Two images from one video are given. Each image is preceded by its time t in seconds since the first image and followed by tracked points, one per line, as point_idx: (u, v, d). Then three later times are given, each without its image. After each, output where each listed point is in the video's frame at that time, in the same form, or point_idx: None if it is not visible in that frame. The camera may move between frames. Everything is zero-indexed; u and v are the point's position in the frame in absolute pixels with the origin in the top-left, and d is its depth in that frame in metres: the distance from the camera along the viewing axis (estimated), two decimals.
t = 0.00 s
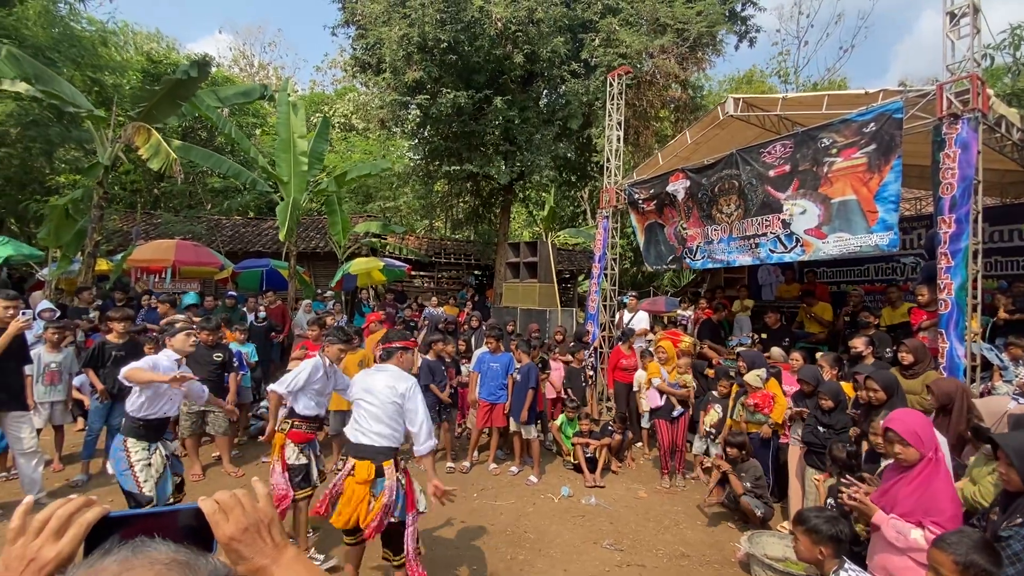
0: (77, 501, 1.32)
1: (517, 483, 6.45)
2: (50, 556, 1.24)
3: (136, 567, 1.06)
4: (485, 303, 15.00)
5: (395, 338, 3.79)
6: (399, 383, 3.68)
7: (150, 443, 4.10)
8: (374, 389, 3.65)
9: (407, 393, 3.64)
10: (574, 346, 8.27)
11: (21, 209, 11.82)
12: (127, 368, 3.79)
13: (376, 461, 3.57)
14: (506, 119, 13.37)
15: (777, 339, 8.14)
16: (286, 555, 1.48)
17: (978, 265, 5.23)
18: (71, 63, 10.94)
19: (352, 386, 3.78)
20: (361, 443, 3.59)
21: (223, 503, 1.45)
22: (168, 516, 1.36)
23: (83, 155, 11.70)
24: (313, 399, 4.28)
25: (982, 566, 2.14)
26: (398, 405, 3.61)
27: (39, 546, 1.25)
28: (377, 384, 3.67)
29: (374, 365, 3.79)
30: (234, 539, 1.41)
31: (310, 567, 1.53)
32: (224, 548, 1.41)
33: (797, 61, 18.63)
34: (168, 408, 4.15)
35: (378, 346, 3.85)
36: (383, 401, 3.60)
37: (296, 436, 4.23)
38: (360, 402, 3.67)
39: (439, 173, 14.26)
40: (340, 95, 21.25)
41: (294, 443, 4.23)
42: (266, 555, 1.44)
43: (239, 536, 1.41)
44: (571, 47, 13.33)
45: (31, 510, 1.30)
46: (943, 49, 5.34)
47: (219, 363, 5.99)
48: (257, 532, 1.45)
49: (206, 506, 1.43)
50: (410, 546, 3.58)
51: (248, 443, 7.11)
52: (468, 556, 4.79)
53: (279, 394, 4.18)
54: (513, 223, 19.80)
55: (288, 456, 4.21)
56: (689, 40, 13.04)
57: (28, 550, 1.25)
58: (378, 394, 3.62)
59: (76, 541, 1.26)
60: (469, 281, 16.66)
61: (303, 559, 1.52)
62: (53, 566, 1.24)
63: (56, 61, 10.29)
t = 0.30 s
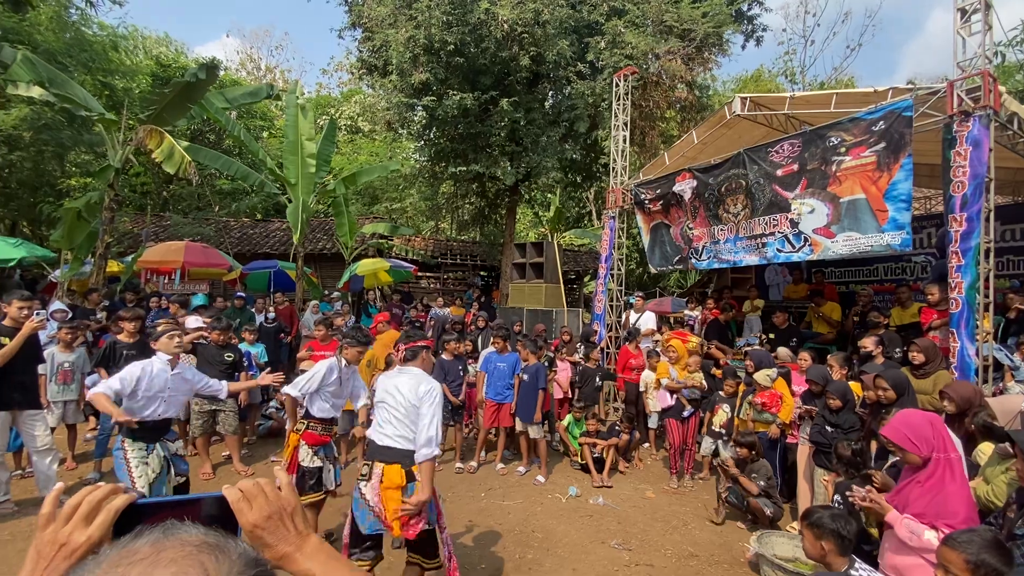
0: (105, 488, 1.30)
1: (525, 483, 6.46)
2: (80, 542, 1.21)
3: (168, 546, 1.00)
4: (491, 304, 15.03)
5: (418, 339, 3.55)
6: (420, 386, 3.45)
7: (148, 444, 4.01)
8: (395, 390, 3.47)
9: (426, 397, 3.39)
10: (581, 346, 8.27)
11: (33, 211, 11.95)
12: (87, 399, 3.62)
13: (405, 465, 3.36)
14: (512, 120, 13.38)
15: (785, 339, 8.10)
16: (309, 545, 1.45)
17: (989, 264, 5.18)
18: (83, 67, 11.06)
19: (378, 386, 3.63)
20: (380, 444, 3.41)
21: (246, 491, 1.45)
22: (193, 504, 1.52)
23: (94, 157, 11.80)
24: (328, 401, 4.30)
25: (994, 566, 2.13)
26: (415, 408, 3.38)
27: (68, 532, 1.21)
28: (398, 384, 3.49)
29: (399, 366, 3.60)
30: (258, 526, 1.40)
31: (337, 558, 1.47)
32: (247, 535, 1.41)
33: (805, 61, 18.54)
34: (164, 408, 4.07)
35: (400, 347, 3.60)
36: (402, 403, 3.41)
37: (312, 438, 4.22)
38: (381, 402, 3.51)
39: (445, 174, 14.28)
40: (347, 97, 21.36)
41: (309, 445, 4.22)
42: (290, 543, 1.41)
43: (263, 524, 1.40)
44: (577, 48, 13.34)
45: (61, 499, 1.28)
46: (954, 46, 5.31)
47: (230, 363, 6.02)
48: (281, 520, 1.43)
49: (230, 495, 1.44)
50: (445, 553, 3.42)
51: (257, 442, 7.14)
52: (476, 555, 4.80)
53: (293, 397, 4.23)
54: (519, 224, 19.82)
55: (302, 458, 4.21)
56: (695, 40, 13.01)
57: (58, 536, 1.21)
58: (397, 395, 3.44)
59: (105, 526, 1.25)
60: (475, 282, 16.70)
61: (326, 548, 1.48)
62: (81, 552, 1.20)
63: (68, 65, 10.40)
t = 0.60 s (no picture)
0: (137, 475, 1.25)
1: (535, 481, 6.46)
2: (114, 528, 1.16)
3: (211, 524, 0.94)
4: (499, 304, 15.06)
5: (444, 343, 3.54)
6: (452, 391, 3.45)
7: (130, 444, 4.12)
8: (426, 397, 3.43)
9: (460, 402, 3.41)
10: (590, 346, 8.26)
11: (50, 213, 12.12)
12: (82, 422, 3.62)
13: (426, 478, 3.29)
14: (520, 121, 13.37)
15: (797, 338, 8.05)
16: (335, 533, 1.36)
17: (1007, 262, 5.12)
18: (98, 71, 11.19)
19: (399, 395, 3.54)
20: (414, 456, 3.32)
21: (274, 480, 1.38)
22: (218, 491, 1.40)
23: (108, 160, 11.95)
24: (345, 405, 4.31)
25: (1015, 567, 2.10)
26: (451, 414, 3.37)
27: (102, 518, 1.17)
28: (428, 390, 3.46)
29: (422, 371, 3.56)
30: (285, 515, 1.32)
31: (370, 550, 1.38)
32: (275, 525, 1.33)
33: (816, 59, 18.37)
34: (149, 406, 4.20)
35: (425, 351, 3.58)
36: (438, 410, 3.38)
37: (332, 439, 4.25)
38: (410, 411, 3.43)
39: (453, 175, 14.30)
40: (356, 98, 21.47)
41: (329, 446, 4.25)
42: (316, 533, 1.33)
43: (289, 513, 1.33)
44: (585, 48, 13.32)
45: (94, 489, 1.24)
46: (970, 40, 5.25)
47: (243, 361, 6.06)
48: (308, 509, 1.35)
49: (257, 484, 1.37)
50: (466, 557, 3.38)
51: (269, 440, 7.20)
52: (488, 554, 4.81)
53: (312, 401, 4.23)
54: (527, 224, 19.84)
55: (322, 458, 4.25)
56: (705, 38, 12.94)
57: (93, 522, 1.16)
58: (432, 402, 3.40)
59: (139, 513, 1.20)
60: (484, 282, 16.74)
61: (354, 537, 1.39)
62: (116, 538, 1.15)
63: (83, 68, 10.52)
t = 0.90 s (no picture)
0: (176, 460, 1.26)
1: (548, 480, 6.46)
2: (155, 512, 1.17)
3: (260, 505, 0.87)
4: (511, 303, 15.08)
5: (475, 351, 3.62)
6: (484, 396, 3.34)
7: (125, 436, 4.22)
8: (459, 402, 3.32)
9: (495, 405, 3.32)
10: (603, 344, 8.24)
11: (70, 215, 12.32)
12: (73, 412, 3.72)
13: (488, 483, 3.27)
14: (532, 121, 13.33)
15: (813, 337, 7.97)
16: (367, 520, 1.36)
17: None
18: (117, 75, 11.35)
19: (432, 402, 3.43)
20: (457, 462, 3.23)
21: (306, 467, 1.37)
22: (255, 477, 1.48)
23: (126, 162, 12.11)
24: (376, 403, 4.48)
25: None
26: (488, 418, 3.26)
27: (143, 502, 1.17)
28: (461, 395, 3.35)
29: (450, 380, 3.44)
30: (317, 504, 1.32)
31: (405, 543, 1.36)
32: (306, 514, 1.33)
33: (831, 55, 18.16)
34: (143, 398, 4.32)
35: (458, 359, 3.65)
36: (473, 413, 3.26)
37: (360, 440, 4.28)
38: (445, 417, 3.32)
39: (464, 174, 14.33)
40: (368, 99, 21.59)
41: (357, 447, 4.25)
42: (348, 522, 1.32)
43: (321, 500, 1.32)
44: (597, 47, 13.28)
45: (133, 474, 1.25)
46: (994, 32, 5.15)
47: (259, 358, 6.09)
48: (340, 497, 1.34)
49: (289, 471, 1.36)
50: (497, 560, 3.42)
51: (285, 438, 7.27)
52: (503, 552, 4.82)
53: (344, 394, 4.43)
54: (538, 223, 19.84)
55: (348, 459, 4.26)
56: (719, 34, 12.83)
57: (133, 505, 1.16)
58: (466, 407, 3.28)
59: (178, 498, 1.21)
60: (495, 281, 16.77)
61: (384, 525, 1.39)
62: (156, 522, 1.16)
63: (102, 72, 10.68)
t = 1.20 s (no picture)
0: (216, 446, 1.24)
1: (563, 478, 6.45)
2: (196, 496, 1.18)
3: (308, 483, 0.92)
4: (524, 301, 15.08)
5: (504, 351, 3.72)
6: (522, 395, 3.25)
7: (129, 429, 4.24)
8: (495, 397, 3.20)
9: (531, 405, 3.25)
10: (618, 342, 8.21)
11: (92, 216, 12.54)
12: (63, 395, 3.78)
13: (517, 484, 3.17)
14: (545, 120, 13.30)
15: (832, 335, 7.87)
16: (399, 506, 1.39)
17: None
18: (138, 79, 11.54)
19: (462, 396, 3.30)
20: (492, 460, 3.10)
21: (339, 454, 1.36)
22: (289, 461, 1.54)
23: (145, 164, 12.29)
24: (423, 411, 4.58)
25: None
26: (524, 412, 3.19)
27: (184, 485, 1.18)
28: (494, 388, 3.26)
29: (486, 375, 3.29)
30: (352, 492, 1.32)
31: (439, 529, 1.37)
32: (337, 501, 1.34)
33: (849, 48, 17.85)
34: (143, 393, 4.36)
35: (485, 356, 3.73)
36: (510, 407, 3.18)
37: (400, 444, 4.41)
38: (480, 410, 3.20)
39: (478, 173, 14.31)
40: (381, 99, 21.69)
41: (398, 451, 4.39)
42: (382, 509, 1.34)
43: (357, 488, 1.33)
44: (610, 43, 13.19)
45: (175, 455, 1.25)
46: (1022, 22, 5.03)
47: (275, 355, 6.15)
48: (372, 484, 1.36)
49: (322, 458, 1.34)
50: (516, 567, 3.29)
51: (302, 435, 7.34)
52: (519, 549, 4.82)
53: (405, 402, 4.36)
54: (551, 221, 19.81)
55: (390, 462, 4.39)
56: (734, 29, 12.70)
57: (175, 489, 1.19)
58: (501, 399, 3.20)
59: (218, 483, 1.21)
60: (508, 279, 16.78)
61: (416, 512, 1.41)
62: (197, 507, 1.18)
63: (122, 75, 10.84)
